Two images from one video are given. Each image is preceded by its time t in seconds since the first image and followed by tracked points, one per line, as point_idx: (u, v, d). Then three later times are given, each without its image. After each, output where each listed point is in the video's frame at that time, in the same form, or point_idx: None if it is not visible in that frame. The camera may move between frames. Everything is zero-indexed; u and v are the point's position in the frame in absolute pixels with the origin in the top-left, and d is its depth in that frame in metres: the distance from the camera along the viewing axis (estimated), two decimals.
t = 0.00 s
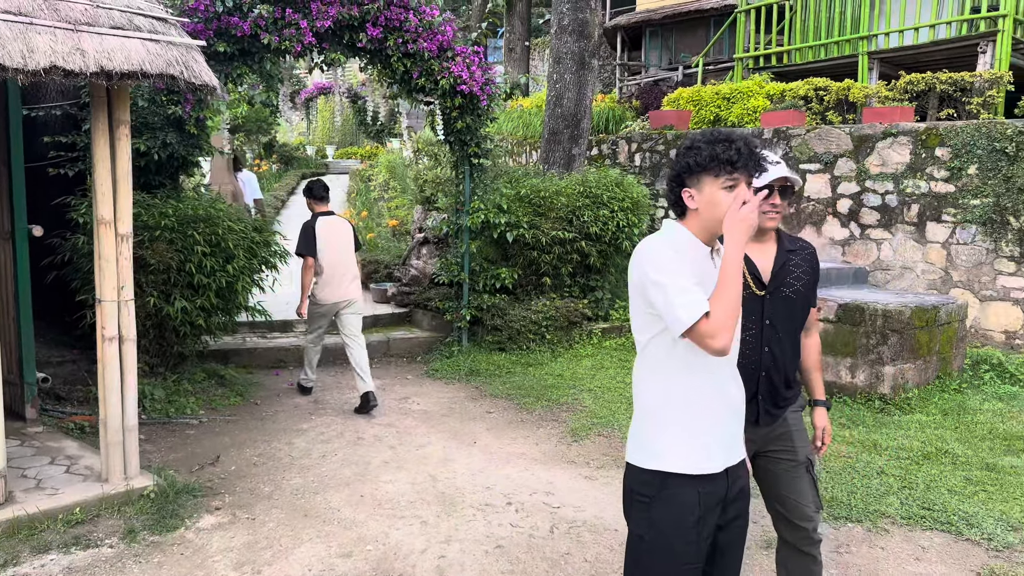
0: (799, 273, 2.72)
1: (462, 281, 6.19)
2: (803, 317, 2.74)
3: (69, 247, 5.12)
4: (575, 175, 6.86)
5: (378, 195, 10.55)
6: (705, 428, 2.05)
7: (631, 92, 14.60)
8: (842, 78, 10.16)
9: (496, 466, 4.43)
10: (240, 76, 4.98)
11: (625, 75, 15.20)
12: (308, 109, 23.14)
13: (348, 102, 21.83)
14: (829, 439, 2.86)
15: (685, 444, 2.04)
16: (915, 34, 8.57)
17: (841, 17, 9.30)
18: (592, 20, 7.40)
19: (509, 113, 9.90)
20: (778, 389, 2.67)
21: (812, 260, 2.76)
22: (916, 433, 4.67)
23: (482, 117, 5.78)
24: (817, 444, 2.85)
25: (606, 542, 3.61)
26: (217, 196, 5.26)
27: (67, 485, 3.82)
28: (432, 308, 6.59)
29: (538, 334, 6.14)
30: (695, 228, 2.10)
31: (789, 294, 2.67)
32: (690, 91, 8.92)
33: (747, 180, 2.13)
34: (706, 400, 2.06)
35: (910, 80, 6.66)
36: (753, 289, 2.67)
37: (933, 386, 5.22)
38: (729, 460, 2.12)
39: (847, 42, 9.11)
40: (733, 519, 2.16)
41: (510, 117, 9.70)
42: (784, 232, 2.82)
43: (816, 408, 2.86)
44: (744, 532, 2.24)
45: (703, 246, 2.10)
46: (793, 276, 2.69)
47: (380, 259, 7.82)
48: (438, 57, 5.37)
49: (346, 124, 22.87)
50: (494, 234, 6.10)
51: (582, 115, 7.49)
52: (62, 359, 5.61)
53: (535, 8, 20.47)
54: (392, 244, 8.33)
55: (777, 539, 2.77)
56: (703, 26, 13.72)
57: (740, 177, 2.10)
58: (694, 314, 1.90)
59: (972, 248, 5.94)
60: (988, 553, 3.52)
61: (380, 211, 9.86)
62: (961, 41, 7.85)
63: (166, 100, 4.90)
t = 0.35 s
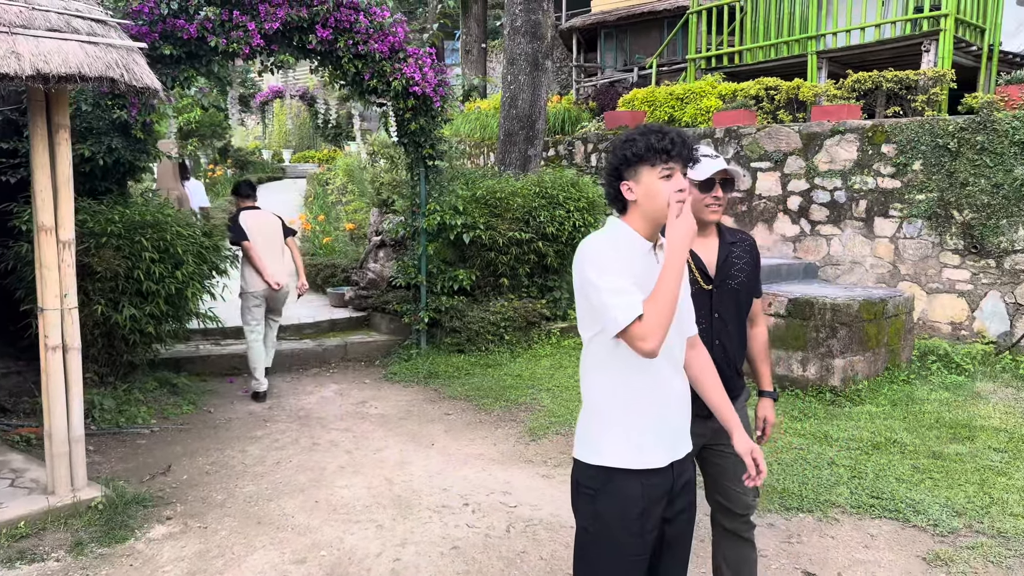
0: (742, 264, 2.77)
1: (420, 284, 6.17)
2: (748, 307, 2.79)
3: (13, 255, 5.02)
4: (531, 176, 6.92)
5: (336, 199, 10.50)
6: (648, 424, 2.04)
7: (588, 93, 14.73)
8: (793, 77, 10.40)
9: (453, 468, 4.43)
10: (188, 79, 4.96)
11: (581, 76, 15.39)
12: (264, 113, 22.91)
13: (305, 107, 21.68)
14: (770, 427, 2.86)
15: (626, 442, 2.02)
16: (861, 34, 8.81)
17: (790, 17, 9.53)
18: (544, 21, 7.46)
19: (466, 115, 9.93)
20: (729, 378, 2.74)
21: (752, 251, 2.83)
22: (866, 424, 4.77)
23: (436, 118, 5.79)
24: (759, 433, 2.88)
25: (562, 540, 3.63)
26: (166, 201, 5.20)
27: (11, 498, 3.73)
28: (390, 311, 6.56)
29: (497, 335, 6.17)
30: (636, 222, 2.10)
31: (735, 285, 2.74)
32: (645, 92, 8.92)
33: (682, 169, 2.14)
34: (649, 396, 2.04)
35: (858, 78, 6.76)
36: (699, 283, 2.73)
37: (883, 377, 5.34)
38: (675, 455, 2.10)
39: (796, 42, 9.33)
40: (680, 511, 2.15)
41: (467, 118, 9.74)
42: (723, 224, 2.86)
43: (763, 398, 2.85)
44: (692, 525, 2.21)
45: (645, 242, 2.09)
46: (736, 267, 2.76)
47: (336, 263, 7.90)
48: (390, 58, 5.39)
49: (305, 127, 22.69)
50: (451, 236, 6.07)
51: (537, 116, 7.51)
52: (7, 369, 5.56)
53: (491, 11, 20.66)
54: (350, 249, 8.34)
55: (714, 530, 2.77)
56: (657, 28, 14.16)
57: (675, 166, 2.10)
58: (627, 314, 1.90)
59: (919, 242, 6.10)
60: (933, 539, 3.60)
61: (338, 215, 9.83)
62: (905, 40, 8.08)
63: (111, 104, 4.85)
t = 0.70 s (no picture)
0: (719, 264, 2.70)
1: (385, 287, 6.16)
2: (728, 307, 2.71)
3: None
4: (495, 176, 6.96)
5: (300, 203, 10.43)
6: (612, 423, 1.99)
7: (551, 94, 14.80)
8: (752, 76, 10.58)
9: (420, 471, 4.41)
10: (143, 83, 4.94)
11: (545, 77, 15.54)
12: (224, 117, 22.65)
13: (267, 110, 21.49)
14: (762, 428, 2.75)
15: (590, 441, 1.97)
16: (818, 32, 8.99)
17: (749, 17, 9.70)
18: (504, 22, 7.48)
19: (429, 117, 9.96)
20: (710, 378, 2.65)
21: (730, 250, 2.76)
22: (829, 416, 4.85)
23: (398, 120, 5.80)
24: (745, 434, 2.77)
25: (530, 539, 3.62)
26: (123, 208, 5.15)
27: None
28: (356, 315, 6.59)
29: (464, 336, 6.16)
30: (594, 220, 2.07)
31: (712, 285, 2.66)
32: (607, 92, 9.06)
33: (640, 169, 2.11)
34: (612, 394, 2.00)
35: (815, 76, 6.97)
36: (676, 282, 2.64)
37: (844, 370, 5.43)
38: (640, 453, 2.05)
39: (755, 40, 9.49)
40: (645, 507, 2.10)
41: (431, 120, 9.81)
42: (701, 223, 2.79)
43: (749, 398, 2.74)
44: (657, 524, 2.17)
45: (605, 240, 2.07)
46: (713, 267, 2.68)
47: (300, 266, 7.87)
48: (350, 60, 5.39)
49: (265, 131, 22.43)
50: (416, 238, 6.06)
51: (500, 117, 7.52)
52: None
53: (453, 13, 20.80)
54: (314, 253, 8.33)
55: (689, 527, 2.75)
56: (618, 28, 14.33)
57: (632, 166, 2.07)
58: (586, 310, 1.87)
59: (876, 236, 6.23)
60: (894, 527, 3.66)
61: (301, 219, 9.80)
62: (861, 37, 8.25)
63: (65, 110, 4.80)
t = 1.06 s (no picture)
0: (687, 261, 2.69)
1: (359, 288, 6.14)
2: (696, 304, 2.71)
3: None
4: (469, 176, 6.95)
5: (271, 205, 10.38)
6: (592, 422, 1.98)
7: (523, 94, 14.81)
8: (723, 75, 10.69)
9: (396, 473, 4.39)
10: (110, 85, 4.87)
11: (517, 77, 15.59)
12: (193, 120, 22.40)
13: (237, 112, 21.29)
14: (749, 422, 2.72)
15: (568, 442, 1.96)
16: (787, 31, 9.10)
17: (718, 16, 9.78)
18: (476, 21, 7.47)
19: (402, 117, 9.94)
20: (677, 375, 2.66)
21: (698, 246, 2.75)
22: (802, 411, 4.90)
23: (370, 120, 5.81)
24: (733, 429, 2.73)
25: (508, 538, 3.60)
26: (91, 211, 5.09)
27: None
28: (330, 317, 6.58)
29: (440, 336, 6.15)
30: (571, 220, 2.06)
31: (678, 282, 2.66)
32: (579, 91, 9.12)
33: (617, 170, 2.09)
34: (590, 394, 1.99)
35: (784, 74, 7.04)
36: (643, 279, 2.64)
37: (815, 364, 5.50)
38: (618, 453, 2.06)
39: (725, 39, 9.56)
40: (624, 506, 2.10)
41: (404, 121, 9.80)
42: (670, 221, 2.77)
43: (732, 392, 2.73)
44: (636, 521, 2.17)
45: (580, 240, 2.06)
46: (680, 264, 2.68)
47: (273, 268, 7.82)
48: (320, 60, 5.38)
49: (234, 133, 22.20)
50: (390, 239, 6.05)
51: (472, 117, 7.52)
52: None
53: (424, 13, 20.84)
54: (287, 256, 8.30)
55: (666, 527, 2.74)
56: (589, 28, 14.41)
57: (609, 167, 2.05)
58: (563, 310, 1.86)
59: (846, 232, 6.31)
60: (867, 518, 3.71)
61: (273, 221, 9.74)
62: (830, 35, 8.36)
63: (30, 113, 4.71)
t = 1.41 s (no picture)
0: (660, 262, 2.70)
1: (342, 289, 6.12)
2: (669, 305, 2.72)
3: None
4: (452, 176, 6.95)
5: (252, 205, 10.34)
6: (578, 424, 1.98)
7: (505, 93, 14.83)
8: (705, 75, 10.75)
9: (380, 474, 4.38)
10: (89, 86, 4.82)
11: (500, 77, 15.62)
12: (173, 120, 22.25)
13: (217, 112, 21.18)
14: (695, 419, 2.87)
15: (554, 443, 1.96)
16: (769, 31, 9.16)
17: (699, 16, 9.84)
18: (458, 21, 7.45)
19: (385, 117, 9.91)
20: (651, 377, 2.67)
21: (670, 247, 2.76)
22: (784, 409, 4.93)
23: (352, 121, 5.79)
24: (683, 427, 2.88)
25: (493, 539, 3.60)
26: (71, 212, 5.04)
27: None
28: (313, 319, 6.54)
29: (423, 337, 6.16)
30: (558, 220, 2.05)
31: (652, 284, 2.67)
32: (562, 91, 9.14)
33: (605, 170, 2.09)
34: (575, 396, 1.99)
35: (765, 75, 7.08)
36: (616, 281, 2.65)
37: (797, 362, 5.55)
38: (604, 452, 2.06)
39: (707, 40, 9.62)
40: (611, 505, 2.10)
41: (386, 120, 9.79)
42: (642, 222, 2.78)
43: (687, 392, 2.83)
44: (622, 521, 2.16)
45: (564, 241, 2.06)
46: (653, 266, 2.68)
47: (254, 270, 7.77)
48: (302, 60, 5.36)
49: (214, 133, 22.06)
50: (373, 240, 6.02)
51: (455, 117, 7.51)
52: None
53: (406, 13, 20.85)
54: (269, 257, 8.26)
55: (654, 533, 2.76)
56: (571, 28, 14.47)
57: (600, 167, 2.04)
58: (548, 313, 1.85)
59: (827, 231, 6.35)
60: (849, 515, 3.73)
61: (255, 222, 9.69)
62: (810, 36, 8.42)
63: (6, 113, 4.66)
